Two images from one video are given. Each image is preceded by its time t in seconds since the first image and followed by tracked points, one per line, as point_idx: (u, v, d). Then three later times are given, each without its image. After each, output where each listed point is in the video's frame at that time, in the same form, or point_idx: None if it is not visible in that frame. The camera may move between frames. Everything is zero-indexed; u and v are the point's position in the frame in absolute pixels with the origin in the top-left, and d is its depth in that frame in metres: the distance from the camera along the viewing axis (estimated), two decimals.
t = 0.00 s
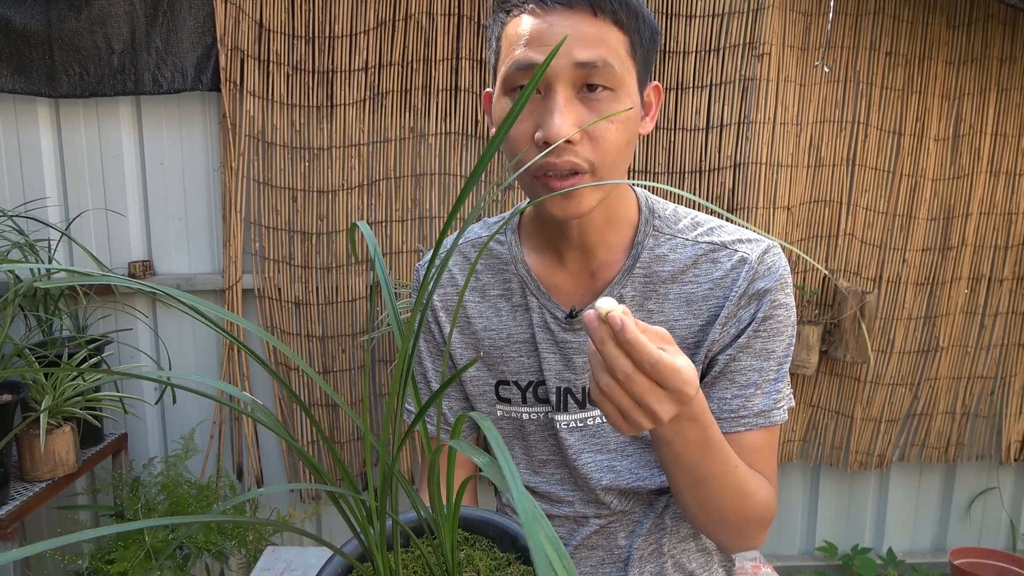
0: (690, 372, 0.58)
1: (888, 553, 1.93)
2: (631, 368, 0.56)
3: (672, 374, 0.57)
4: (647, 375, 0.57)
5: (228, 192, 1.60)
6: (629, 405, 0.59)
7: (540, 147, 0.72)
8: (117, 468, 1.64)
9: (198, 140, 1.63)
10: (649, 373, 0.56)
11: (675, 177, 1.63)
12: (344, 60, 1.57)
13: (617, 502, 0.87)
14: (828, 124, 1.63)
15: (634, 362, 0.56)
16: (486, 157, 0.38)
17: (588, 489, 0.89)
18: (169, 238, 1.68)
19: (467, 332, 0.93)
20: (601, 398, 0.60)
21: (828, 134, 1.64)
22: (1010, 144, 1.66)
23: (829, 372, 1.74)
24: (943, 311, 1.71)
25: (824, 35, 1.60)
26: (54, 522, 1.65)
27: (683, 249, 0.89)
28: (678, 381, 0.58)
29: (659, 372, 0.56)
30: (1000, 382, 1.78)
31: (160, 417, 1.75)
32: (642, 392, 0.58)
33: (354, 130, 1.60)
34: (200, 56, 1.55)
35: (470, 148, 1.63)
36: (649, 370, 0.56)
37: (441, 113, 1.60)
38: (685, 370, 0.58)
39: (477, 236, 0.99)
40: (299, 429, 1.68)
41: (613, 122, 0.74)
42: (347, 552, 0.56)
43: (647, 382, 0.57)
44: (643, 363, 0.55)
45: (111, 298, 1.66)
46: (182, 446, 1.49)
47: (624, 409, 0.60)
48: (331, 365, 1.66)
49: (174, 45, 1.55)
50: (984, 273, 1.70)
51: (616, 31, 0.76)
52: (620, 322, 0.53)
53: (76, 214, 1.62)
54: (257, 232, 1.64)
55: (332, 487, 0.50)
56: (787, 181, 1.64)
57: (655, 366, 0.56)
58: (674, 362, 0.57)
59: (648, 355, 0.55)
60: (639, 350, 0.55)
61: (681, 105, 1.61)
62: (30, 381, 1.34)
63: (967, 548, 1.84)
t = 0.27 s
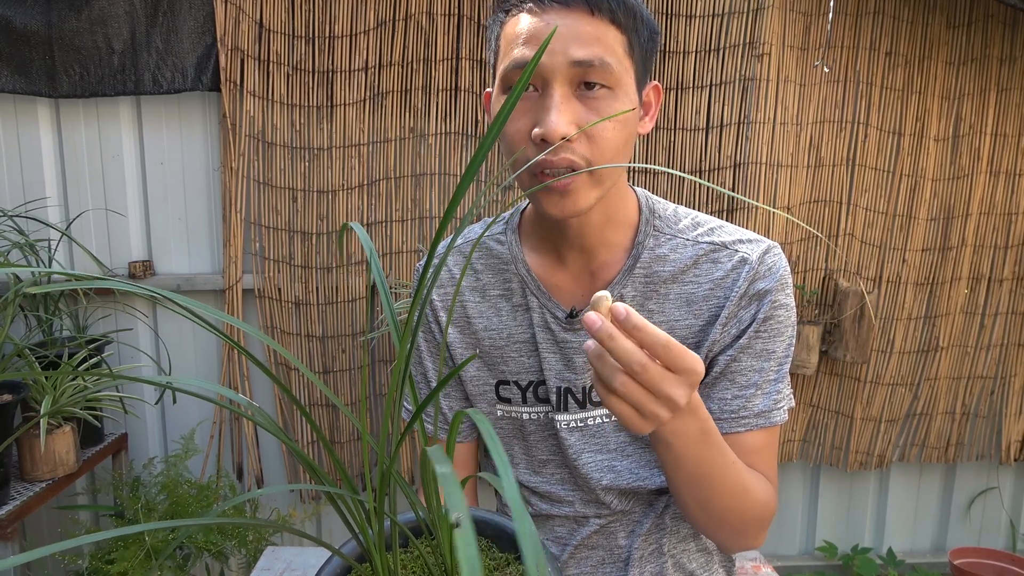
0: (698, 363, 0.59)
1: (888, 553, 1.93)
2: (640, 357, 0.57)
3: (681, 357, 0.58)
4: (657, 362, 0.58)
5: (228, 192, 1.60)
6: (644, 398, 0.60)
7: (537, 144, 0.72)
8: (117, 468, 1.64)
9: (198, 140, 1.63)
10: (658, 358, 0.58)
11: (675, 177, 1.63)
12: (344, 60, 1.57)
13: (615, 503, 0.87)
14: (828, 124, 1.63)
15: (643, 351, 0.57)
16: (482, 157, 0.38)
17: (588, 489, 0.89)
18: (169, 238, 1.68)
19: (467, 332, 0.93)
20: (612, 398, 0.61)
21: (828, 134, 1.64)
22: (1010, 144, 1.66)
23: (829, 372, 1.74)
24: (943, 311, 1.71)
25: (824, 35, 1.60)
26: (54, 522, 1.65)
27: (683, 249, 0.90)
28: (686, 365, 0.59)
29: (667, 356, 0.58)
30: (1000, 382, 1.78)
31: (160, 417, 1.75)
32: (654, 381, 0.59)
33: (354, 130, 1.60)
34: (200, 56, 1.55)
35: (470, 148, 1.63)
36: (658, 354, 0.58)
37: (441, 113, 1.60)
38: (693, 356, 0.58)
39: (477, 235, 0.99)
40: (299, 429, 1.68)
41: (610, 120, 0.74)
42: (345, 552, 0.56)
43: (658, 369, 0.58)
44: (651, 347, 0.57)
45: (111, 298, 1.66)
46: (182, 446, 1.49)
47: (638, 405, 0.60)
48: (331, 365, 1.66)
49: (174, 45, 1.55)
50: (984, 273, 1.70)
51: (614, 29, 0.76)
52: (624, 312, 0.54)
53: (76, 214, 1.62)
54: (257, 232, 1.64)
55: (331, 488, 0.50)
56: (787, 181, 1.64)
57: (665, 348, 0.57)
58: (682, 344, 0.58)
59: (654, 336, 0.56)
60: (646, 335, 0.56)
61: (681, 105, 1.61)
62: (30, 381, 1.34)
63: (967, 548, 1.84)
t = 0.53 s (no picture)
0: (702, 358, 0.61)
1: (888, 553, 1.93)
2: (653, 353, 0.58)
3: (687, 349, 0.60)
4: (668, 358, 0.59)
5: (228, 192, 1.60)
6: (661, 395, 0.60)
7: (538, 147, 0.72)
8: (117, 468, 1.64)
9: (198, 140, 1.63)
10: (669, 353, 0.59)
11: (675, 177, 1.63)
12: (344, 60, 1.57)
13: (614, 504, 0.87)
14: (828, 124, 1.63)
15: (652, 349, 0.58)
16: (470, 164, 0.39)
17: (588, 489, 0.89)
18: (169, 238, 1.68)
19: (466, 332, 0.93)
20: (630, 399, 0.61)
21: (828, 134, 1.64)
22: (1010, 144, 1.66)
23: (829, 372, 1.74)
24: (943, 311, 1.71)
25: (824, 35, 1.60)
26: (54, 522, 1.65)
27: (683, 249, 0.90)
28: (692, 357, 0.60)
29: (675, 349, 0.59)
30: (1000, 382, 1.78)
31: (160, 417, 1.75)
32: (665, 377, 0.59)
33: (354, 130, 1.60)
34: (200, 56, 1.55)
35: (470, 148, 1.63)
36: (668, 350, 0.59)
37: (441, 113, 1.60)
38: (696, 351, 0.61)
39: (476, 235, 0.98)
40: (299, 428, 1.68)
41: (610, 123, 0.74)
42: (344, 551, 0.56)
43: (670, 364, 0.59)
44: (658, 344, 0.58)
45: (111, 298, 1.66)
46: (182, 446, 1.49)
47: (655, 403, 0.61)
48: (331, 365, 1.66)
49: (174, 45, 1.55)
50: (984, 273, 1.70)
51: (615, 32, 0.76)
52: (627, 314, 0.56)
53: (76, 214, 1.62)
54: (257, 232, 1.64)
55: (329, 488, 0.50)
56: (787, 181, 1.64)
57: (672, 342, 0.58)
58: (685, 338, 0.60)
59: (662, 332, 0.58)
60: (651, 332, 0.58)
61: (681, 105, 1.61)
62: (30, 381, 1.34)
63: (967, 548, 1.84)
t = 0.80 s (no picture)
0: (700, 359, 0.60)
1: (888, 553, 1.93)
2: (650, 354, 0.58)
3: (688, 352, 0.59)
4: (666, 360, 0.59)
5: (228, 192, 1.60)
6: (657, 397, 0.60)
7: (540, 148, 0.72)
8: (117, 468, 1.64)
9: (198, 140, 1.63)
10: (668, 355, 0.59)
11: (675, 177, 1.63)
12: (344, 60, 1.57)
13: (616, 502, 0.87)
14: (828, 124, 1.63)
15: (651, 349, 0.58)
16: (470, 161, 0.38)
17: (588, 489, 0.89)
18: (169, 238, 1.68)
19: (467, 332, 0.93)
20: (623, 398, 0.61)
21: (828, 134, 1.64)
22: (1010, 144, 1.66)
23: (829, 372, 1.74)
24: (943, 311, 1.71)
25: (824, 35, 1.60)
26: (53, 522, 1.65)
27: (684, 249, 0.90)
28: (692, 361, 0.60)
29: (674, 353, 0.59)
30: (1000, 382, 1.78)
31: (160, 417, 1.75)
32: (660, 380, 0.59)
33: (354, 130, 1.60)
34: (200, 56, 1.55)
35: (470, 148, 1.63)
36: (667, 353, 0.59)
37: (441, 113, 1.60)
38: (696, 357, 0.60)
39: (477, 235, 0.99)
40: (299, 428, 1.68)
41: (612, 125, 0.75)
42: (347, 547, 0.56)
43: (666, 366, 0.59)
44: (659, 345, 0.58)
45: (111, 298, 1.66)
46: (182, 446, 1.49)
47: (650, 403, 0.61)
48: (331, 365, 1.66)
49: (174, 45, 1.55)
50: (984, 273, 1.70)
51: (619, 34, 0.76)
52: (632, 312, 0.56)
53: (76, 214, 1.62)
54: (257, 232, 1.64)
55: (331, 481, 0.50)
56: (787, 181, 1.64)
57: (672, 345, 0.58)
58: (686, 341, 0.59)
59: (664, 334, 0.57)
60: (653, 332, 0.57)
61: (681, 105, 1.61)
62: (30, 381, 1.34)
63: (967, 548, 1.84)
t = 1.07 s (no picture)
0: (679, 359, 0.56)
1: (888, 553, 1.93)
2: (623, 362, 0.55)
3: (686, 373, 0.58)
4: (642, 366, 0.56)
5: (228, 192, 1.60)
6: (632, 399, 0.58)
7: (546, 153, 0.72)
8: (117, 468, 1.64)
9: (198, 140, 1.63)
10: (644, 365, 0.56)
11: (675, 177, 1.63)
12: (344, 60, 1.57)
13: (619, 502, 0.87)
14: (828, 124, 1.63)
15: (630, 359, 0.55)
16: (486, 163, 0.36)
17: (588, 489, 0.89)
18: (169, 238, 1.68)
19: (467, 332, 0.93)
20: (595, 394, 0.58)
21: (829, 134, 1.64)
22: (1010, 144, 1.66)
23: (829, 372, 1.74)
24: (943, 311, 1.71)
25: (824, 35, 1.60)
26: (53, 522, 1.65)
27: (684, 249, 0.89)
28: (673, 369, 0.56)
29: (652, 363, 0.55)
30: (1000, 382, 1.78)
31: (160, 417, 1.75)
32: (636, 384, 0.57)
33: (354, 130, 1.60)
34: (199, 56, 1.55)
35: (470, 148, 1.63)
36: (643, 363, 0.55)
37: (441, 113, 1.60)
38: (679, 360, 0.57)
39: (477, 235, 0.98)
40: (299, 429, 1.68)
41: (617, 129, 0.75)
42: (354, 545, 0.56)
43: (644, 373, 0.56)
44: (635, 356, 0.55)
45: (111, 297, 1.66)
46: (182, 446, 1.49)
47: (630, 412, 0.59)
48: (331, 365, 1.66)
49: (174, 46, 1.55)
50: (984, 273, 1.70)
51: (624, 37, 0.76)
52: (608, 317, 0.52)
53: (76, 214, 1.62)
54: (257, 232, 1.64)
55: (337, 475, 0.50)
56: (787, 181, 1.64)
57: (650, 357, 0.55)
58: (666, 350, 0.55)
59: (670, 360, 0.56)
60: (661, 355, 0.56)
61: (681, 105, 1.61)
62: (30, 381, 1.34)
63: (967, 548, 1.84)
